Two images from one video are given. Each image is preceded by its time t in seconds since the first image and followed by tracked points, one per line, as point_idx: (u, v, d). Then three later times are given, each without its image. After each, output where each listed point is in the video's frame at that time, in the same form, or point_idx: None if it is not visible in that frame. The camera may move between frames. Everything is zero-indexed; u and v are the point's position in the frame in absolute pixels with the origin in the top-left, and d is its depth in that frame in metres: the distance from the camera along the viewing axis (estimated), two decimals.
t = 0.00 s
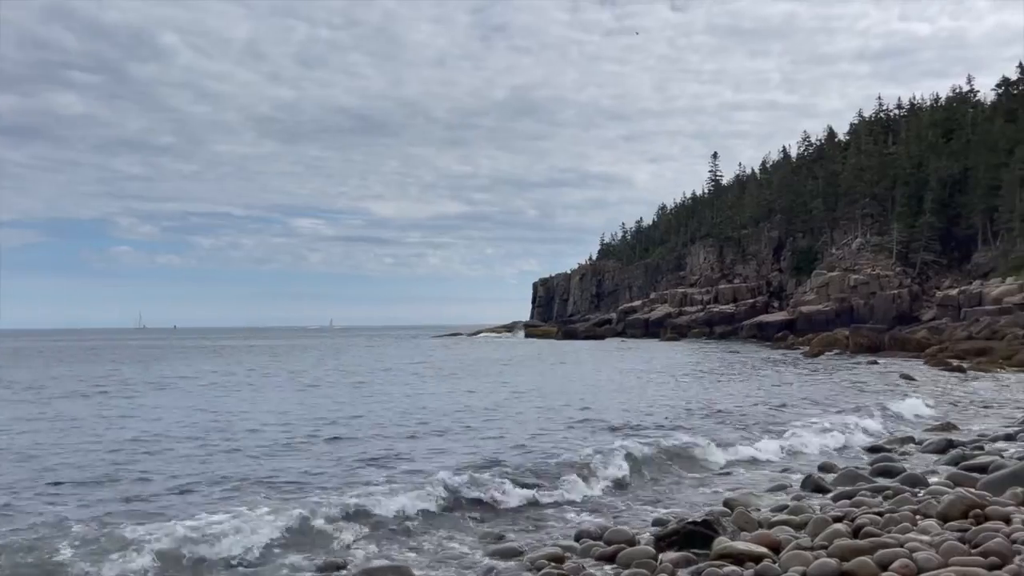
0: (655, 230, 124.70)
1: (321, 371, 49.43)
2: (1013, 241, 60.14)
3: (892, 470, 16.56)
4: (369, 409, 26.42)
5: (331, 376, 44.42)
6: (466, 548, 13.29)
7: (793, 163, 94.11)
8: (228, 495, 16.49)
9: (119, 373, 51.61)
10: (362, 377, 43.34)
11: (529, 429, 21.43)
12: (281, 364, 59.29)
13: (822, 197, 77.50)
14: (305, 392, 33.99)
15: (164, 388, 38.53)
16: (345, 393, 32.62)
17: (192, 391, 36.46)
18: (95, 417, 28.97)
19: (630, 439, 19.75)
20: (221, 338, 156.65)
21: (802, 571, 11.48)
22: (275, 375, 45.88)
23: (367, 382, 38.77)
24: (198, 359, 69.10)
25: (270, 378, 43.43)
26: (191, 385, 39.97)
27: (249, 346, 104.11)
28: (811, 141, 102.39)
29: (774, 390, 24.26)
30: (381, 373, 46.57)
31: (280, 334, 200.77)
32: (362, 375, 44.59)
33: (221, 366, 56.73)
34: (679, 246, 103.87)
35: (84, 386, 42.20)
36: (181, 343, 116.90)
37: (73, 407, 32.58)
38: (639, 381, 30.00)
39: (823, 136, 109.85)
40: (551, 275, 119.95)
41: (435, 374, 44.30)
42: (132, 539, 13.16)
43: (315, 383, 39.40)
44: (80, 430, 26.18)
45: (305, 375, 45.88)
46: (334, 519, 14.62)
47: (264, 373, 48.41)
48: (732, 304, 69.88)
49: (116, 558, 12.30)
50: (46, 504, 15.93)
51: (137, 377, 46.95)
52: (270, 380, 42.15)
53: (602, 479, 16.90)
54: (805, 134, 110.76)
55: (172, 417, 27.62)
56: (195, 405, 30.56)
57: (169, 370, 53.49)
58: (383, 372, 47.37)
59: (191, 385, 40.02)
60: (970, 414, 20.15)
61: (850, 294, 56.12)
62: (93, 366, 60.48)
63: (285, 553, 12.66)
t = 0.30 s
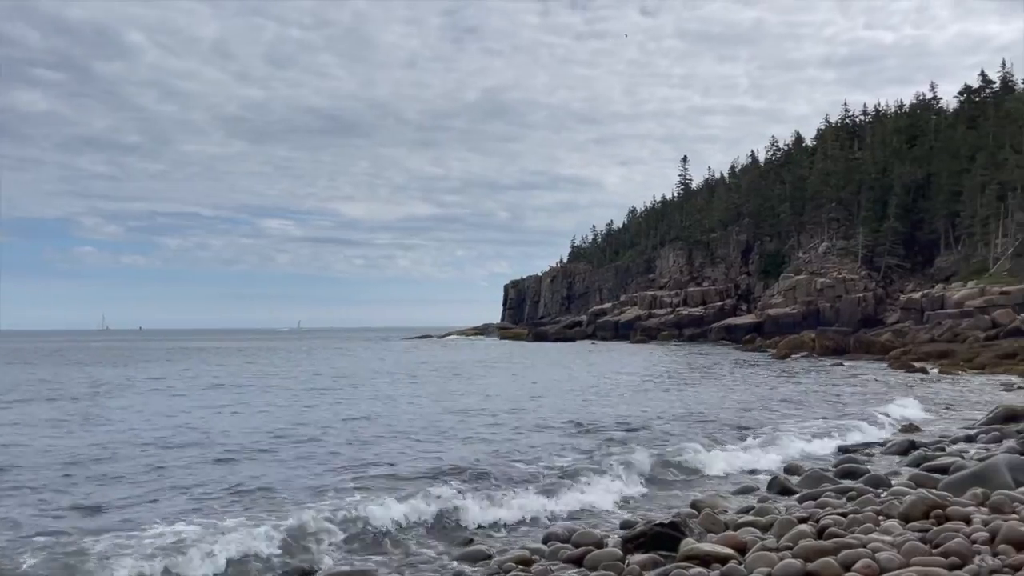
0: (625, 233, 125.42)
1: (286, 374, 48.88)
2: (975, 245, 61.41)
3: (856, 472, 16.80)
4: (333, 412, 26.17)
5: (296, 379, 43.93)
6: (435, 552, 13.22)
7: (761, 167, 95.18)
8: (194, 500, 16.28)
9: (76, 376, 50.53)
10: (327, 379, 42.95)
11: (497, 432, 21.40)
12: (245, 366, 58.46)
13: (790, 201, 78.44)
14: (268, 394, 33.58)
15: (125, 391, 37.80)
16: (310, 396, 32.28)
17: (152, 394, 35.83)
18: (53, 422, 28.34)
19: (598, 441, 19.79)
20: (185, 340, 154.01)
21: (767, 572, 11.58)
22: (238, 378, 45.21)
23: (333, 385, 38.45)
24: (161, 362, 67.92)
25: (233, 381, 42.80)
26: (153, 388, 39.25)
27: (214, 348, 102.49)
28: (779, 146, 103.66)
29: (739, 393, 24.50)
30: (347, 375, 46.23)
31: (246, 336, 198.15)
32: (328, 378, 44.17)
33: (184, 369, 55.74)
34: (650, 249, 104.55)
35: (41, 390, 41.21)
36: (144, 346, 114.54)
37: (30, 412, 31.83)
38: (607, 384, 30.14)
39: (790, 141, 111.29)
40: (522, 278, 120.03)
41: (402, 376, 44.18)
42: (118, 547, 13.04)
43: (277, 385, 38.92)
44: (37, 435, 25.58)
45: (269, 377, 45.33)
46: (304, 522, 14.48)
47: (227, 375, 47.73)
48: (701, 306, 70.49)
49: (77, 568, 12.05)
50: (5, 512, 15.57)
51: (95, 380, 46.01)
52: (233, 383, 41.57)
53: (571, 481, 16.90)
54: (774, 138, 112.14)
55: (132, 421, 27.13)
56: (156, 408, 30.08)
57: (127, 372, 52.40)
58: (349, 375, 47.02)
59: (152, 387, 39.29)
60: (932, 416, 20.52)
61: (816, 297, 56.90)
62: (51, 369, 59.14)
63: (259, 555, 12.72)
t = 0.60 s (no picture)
0: (595, 236, 126.06)
1: (249, 376, 48.31)
2: (937, 249, 62.63)
3: (821, 473, 17.02)
4: (299, 416, 25.94)
5: (261, 382, 43.47)
6: (403, 555, 13.15)
7: (729, 171, 96.18)
8: (158, 506, 16.03)
9: (32, 379, 49.35)
10: (292, 382, 42.52)
11: (465, 435, 21.36)
12: (209, 369, 57.59)
13: (757, 205, 79.36)
14: (233, 398, 33.18)
15: (84, 395, 37.07)
16: (275, 399, 31.96)
17: (112, 398, 35.16)
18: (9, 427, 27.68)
19: (566, 444, 19.84)
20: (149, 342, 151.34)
21: (732, 573, 11.67)
22: (201, 381, 44.59)
23: (299, 388, 38.10)
24: (123, 364, 66.70)
25: (196, 384, 42.18)
26: (113, 391, 38.53)
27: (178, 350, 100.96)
28: (747, 150, 104.84)
29: (705, 395, 24.73)
30: (313, 378, 45.83)
31: (211, 338, 195.40)
32: (292, 381, 43.76)
33: (144, 371, 54.78)
34: (619, 252, 105.15)
35: None
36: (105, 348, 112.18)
37: None
38: (574, 386, 30.28)
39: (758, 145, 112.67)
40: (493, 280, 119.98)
41: (368, 378, 43.96)
42: (91, 553, 12.92)
43: (242, 389, 38.46)
44: None
45: (233, 380, 44.75)
46: (270, 527, 14.33)
47: (189, 378, 46.99)
48: (669, 309, 71.06)
49: None
50: None
51: (52, 383, 45.03)
52: (195, 386, 41.00)
53: (540, 484, 16.92)
54: (742, 143, 113.34)
55: (91, 425, 26.61)
56: (117, 412, 29.57)
57: (85, 375, 51.31)
58: (315, 377, 46.66)
59: (113, 391, 38.57)
60: (894, 417, 20.85)
61: (783, 300, 57.67)
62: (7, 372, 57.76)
63: (228, 556, 12.68)
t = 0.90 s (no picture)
0: (565, 239, 126.54)
1: (213, 380, 47.69)
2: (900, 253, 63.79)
3: (786, 474, 17.24)
4: (265, 420, 25.68)
5: (224, 386, 42.93)
6: (370, 558, 13.04)
7: (698, 175, 97.10)
8: (121, 512, 15.77)
9: None
10: (257, 385, 42.08)
11: (433, 438, 21.29)
12: (172, 372, 56.69)
13: (725, 209, 80.21)
14: (197, 401, 32.75)
15: (43, 399, 36.28)
16: (240, 403, 31.59)
17: (72, 402, 34.46)
18: None
19: (535, 447, 19.86)
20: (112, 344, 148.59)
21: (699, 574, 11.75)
22: (163, 385, 43.91)
23: (264, 391, 37.71)
24: (84, 367, 65.43)
25: (159, 388, 41.53)
26: (73, 395, 37.78)
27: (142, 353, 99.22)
28: (715, 154, 105.96)
29: (672, 397, 24.93)
30: (278, 381, 45.35)
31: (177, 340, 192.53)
32: (257, 384, 43.27)
33: (104, 375, 53.75)
34: (590, 254, 105.64)
35: None
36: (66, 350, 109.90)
37: None
38: (541, 389, 30.34)
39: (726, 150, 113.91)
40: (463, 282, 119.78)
41: (334, 382, 43.68)
42: (52, 562, 12.71)
43: (206, 392, 37.95)
44: None
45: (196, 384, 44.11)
46: (237, 532, 14.16)
47: (151, 382, 46.24)
48: (639, 311, 71.55)
49: None
50: None
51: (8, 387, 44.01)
52: (158, 390, 40.39)
53: (509, 487, 16.91)
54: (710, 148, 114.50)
55: (50, 431, 26.07)
56: (76, 417, 28.98)
57: (43, 379, 50.18)
58: (280, 381, 46.18)
59: (72, 395, 37.82)
60: (857, 419, 21.21)
61: (750, 303, 58.37)
62: None
63: (194, 562, 12.51)
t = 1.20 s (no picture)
0: (536, 241, 126.72)
1: (176, 383, 46.91)
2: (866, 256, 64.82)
3: (753, 476, 17.41)
4: (230, 423, 25.33)
5: (188, 388, 42.29)
6: (336, 562, 12.91)
7: (668, 178, 97.81)
8: (82, 519, 15.45)
9: None
10: (222, 388, 41.54)
11: (402, 441, 21.16)
12: (134, 375, 55.71)
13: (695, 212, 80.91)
14: (160, 405, 32.22)
15: None
16: (204, 406, 31.14)
17: (31, 406, 33.73)
18: None
19: (503, 449, 19.83)
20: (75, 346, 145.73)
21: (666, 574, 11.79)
22: (124, 388, 43.15)
23: (229, 394, 37.24)
24: (44, 370, 64.03)
25: (119, 390, 40.78)
26: (31, 399, 36.99)
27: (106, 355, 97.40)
28: (685, 157, 106.83)
29: (639, 399, 25.05)
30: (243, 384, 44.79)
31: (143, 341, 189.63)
32: (221, 387, 42.69)
33: (64, 378, 52.64)
34: (561, 256, 105.92)
35: None
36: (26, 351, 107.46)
37: None
38: (509, 391, 30.31)
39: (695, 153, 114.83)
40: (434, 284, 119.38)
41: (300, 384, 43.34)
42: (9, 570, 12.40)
43: (170, 395, 37.36)
44: None
45: (158, 386, 43.37)
46: (201, 538, 13.93)
47: (112, 384, 45.44)
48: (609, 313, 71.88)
49: None
50: None
51: None
52: (119, 392, 39.66)
53: (478, 490, 16.85)
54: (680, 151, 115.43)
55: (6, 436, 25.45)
56: (33, 422, 28.32)
57: None
58: (244, 384, 45.60)
59: (31, 398, 37.02)
60: (821, 420, 21.49)
61: (718, 305, 58.93)
62: None
63: (158, 570, 12.28)
